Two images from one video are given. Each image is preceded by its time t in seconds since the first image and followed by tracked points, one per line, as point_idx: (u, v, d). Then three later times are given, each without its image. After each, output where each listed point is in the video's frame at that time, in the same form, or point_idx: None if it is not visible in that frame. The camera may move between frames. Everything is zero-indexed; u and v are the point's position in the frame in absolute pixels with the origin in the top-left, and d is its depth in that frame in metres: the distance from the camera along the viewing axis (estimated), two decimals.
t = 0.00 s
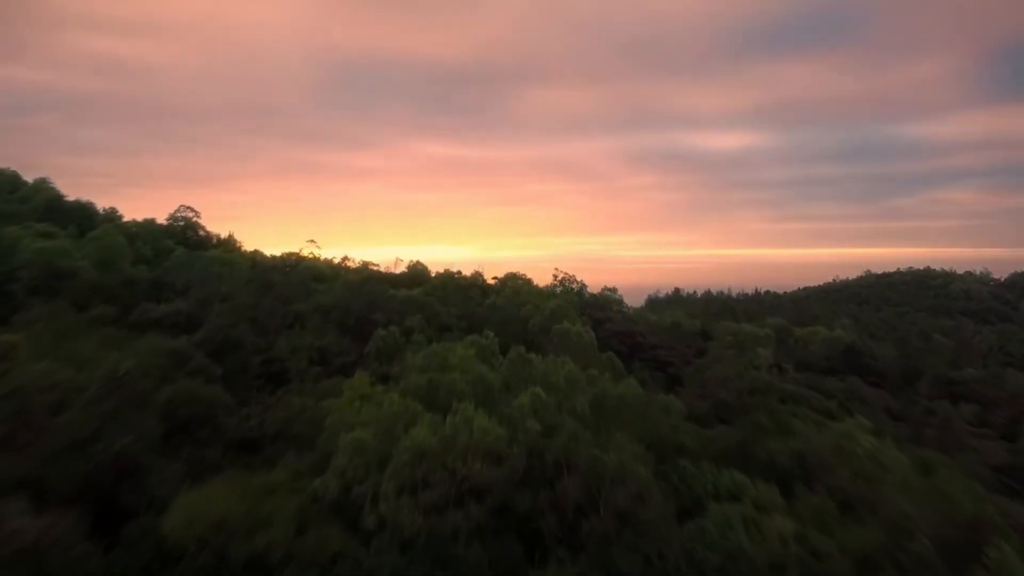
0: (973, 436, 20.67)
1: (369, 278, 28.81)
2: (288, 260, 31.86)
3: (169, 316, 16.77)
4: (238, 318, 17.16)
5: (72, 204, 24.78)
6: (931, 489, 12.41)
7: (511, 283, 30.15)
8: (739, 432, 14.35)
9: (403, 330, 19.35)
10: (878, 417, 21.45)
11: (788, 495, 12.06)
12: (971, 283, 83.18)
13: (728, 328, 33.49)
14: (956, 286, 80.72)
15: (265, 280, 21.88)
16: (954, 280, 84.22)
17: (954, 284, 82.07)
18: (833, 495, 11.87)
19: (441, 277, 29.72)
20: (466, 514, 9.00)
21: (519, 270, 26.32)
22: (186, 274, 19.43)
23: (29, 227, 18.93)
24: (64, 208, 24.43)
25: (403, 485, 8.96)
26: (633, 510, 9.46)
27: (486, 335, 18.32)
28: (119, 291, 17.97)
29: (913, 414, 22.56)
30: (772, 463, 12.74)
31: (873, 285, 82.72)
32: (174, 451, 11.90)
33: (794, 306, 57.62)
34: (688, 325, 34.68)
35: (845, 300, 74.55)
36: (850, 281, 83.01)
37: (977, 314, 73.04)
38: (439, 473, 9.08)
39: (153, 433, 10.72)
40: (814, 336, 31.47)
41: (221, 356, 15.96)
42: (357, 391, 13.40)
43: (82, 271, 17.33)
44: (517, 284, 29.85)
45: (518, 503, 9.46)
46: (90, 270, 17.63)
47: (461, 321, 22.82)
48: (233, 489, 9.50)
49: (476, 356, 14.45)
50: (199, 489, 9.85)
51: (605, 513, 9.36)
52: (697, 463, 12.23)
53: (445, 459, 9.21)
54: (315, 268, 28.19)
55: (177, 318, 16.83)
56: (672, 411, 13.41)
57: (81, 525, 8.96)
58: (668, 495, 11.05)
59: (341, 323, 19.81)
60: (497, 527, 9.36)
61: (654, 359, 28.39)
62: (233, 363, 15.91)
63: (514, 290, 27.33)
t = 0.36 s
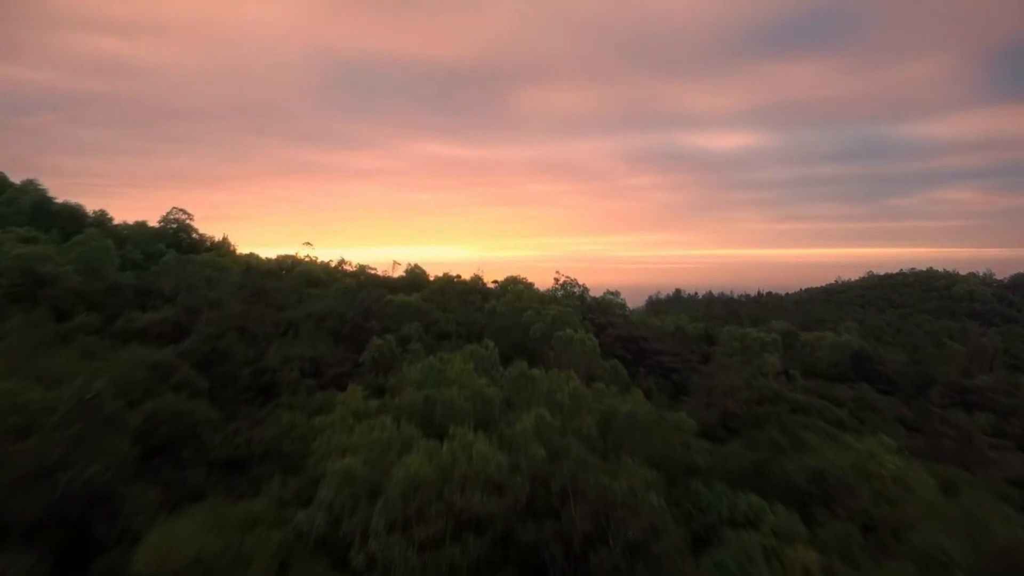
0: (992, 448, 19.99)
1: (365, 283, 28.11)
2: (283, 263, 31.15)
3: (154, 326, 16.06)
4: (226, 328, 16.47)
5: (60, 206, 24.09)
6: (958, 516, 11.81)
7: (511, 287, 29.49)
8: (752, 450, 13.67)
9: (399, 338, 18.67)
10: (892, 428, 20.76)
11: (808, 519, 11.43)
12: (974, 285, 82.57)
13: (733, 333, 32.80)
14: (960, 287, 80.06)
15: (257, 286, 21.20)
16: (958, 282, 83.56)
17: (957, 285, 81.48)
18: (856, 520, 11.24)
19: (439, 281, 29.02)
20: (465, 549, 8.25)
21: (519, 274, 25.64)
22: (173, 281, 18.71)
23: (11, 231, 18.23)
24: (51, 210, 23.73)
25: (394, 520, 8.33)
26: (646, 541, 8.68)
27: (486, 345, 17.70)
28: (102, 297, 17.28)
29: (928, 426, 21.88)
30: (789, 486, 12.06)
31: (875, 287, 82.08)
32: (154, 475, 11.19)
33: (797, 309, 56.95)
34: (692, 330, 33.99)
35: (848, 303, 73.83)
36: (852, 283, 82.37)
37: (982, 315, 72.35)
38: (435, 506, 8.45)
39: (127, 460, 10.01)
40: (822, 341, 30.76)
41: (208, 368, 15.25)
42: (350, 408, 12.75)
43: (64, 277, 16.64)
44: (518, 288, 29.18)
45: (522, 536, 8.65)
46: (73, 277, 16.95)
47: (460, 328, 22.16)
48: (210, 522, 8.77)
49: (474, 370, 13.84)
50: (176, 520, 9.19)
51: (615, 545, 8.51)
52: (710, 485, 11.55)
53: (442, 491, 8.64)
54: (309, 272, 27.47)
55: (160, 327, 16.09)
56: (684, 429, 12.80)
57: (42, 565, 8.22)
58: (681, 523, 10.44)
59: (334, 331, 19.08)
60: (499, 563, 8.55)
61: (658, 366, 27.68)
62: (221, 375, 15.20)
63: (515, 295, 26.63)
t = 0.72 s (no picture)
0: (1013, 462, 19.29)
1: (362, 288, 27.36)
2: (278, 267, 30.38)
3: (136, 337, 15.30)
4: (213, 339, 15.73)
5: (46, 210, 23.35)
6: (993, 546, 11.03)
7: (512, 292, 28.73)
8: (767, 473, 12.93)
9: (395, 349, 17.93)
10: (908, 441, 20.03)
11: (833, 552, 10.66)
12: (978, 286, 81.90)
13: (739, 338, 32.06)
14: (964, 289, 79.38)
15: (248, 294, 20.45)
16: (962, 283, 82.86)
17: (961, 287, 80.74)
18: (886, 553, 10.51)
19: (438, 286, 28.28)
20: None
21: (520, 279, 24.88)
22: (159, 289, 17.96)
23: None
24: (37, 214, 22.99)
25: (383, 561, 7.55)
26: None
27: (485, 358, 17.11)
28: (85, 305, 16.51)
29: (945, 439, 21.18)
30: (810, 512, 11.39)
31: (878, 289, 81.36)
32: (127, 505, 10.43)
33: (801, 313, 56.23)
34: (697, 335, 33.24)
35: (851, 305, 73.09)
36: (855, 285, 81.70)
37: (986, 316, 71.63)
38: (431, 547, 7.71)
39: (89, 495, 9.44)
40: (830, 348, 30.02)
41: (192, 383, 14.51)
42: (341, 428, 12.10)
43: (44, 285, 15.87)
44: (519, 293, 28.42)
45: None
46: (53, 285, 16.18)
47: (458, 335, 21.44)
48: (183, 561, 8.06)
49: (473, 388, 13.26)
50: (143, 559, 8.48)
51: None
52: (727, 513, 10.78)
53: (438, 531, 7.87)
54: (303, 276, 26.70)
55: (143, 338, 15.35)
56: (697, 452, 12.06)
57: None
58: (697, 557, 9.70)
59: (327, 341, 18.34)
60: None
61: (663, 373, 26.91)
62: (206, 389, 14.44)
63: (516, 300, 25.87)
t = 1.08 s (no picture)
0: None
1: (358, 293, 26.68)
2: (273, 270, 29.66)
3: (119, 347, 14.56)
4: (200, 349, 14.98)
5: (32, 213, 22.62)
6: None
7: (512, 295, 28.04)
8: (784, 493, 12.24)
9: (391, 358, 17.22)
10: (924, 451, 19.37)
11: None
12: (981, 287, 81.37)
13: (744, 343, 31.40)
14: (967, 290, 78.80)
15: (238, 299, 19.72)
16: (964, 284, 82.27)
17: (964, 288, 80.18)
18: None
19: (437, 289, 27.58)
20: None
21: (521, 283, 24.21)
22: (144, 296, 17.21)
23: None
24: (22, 217, 22.26)
25: None
26: None
27: (485, 368, 16.51)
28: (67, 313, 15.76)
29: (959, 450, 20.71)
30: (831, 538, 10.72)
31: (880, 290, 80.80)
32: (106, 526, 10.01)
33: (804, 315, 55.62)
34: (701, 338, 32.58)
35: (854, 307, 72.55)
36: (857, 286, 81.16)
37: (991, 318, 70.93)
38: None
39: (58, 524, 8.86)
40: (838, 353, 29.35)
41: (176, 397, 13.82)
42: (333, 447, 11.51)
43: (23, 292, 15.11)
44: (519, 297, 27.73)
45: None
46: (33, 292, 15.43)
47: (457, 342, 20.77)
48: None
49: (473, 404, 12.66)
50: None
51: None
52: (745, 540, 10.08)
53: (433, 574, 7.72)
54: (298, 280, 26.00)
55: (125, 349, 14.57)
56: (711, 473, 11.35)
57: None
58: None
59: (319, 350, 17.61)
60: None
61: (667, 379, 26.23)
62: (191, 403, 13.74)
63: (517, 304, 25.14)
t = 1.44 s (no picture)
0: None
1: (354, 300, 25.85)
2: (266, 274, 28.80)
3: (98, 360, 13.66)
4: (184, 362, 14.16)
5: (15, 217, 21.77)
6: None
7: (513, 301, 27.23)
8: (803, 526, 11.62)
9: (386, 369, 16.44)
10: (944, 467, 18.59)
11: None
12: (985, 289, 80.58)
13: (751, 349, 30.58)
14: (971, 291, 77.99)
15: (227, 307, 18.89)
16: (968, 286, 81.45)
17: (968, 289, 79.41)
18: None
19: (436, 295, 26.76)
20: None
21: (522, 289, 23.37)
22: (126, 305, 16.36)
23: None
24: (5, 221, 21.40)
25: None
26: None
27: (485, 382, 15.80)
28: (44, 323, 14.91)
29: (980, 465, 19.93)
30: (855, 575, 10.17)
31: (884, 292, 80.00)
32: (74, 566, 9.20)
33: (808, 318, 54.82)
34: (706, 345, 31.75)
35: (857, 309, 71.79)
36: (860, 288, 80.37)
37: (996, 320, 70.14)
38: None
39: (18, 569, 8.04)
40: (848, 360, 28.53)
41: (157, 414, 12.91)
42: (322, 475, 10.69)
43: None
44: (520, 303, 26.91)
45: None
46: (8, 302, 14.59)
47: (456, 352, 19.96)
48: None
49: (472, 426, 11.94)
50: None
51: None
52: None
53: None
54: (292, 285, 25.16)
55: (104, 361, 13.70)
56: (728, 501, 10.76)
57: None
58: None
59: (310, 362, 16.81)
60: None
61: (673, 388, 25.42)
62: (173, 418, 12.82)
63: (519, 311, 24.32)
